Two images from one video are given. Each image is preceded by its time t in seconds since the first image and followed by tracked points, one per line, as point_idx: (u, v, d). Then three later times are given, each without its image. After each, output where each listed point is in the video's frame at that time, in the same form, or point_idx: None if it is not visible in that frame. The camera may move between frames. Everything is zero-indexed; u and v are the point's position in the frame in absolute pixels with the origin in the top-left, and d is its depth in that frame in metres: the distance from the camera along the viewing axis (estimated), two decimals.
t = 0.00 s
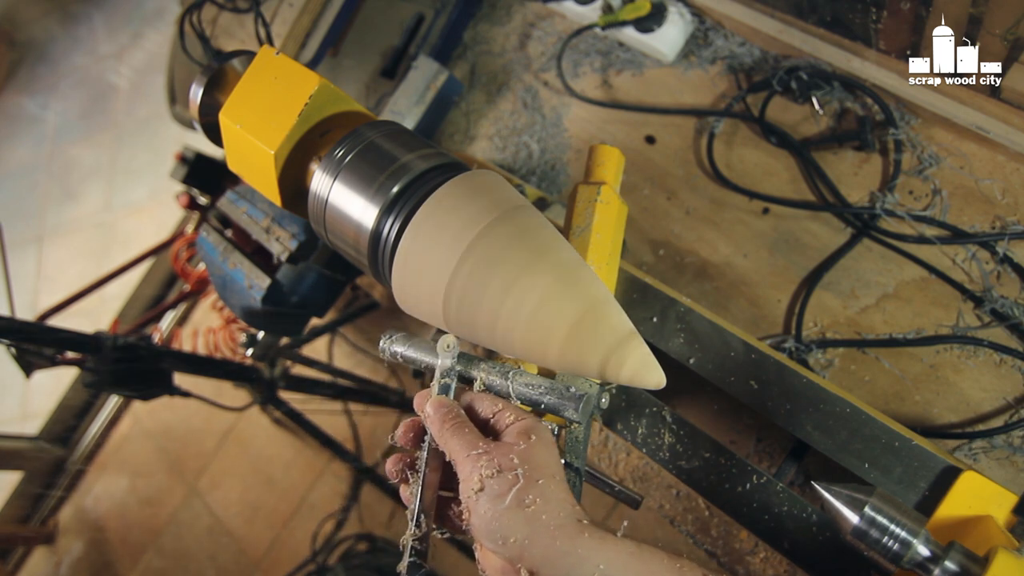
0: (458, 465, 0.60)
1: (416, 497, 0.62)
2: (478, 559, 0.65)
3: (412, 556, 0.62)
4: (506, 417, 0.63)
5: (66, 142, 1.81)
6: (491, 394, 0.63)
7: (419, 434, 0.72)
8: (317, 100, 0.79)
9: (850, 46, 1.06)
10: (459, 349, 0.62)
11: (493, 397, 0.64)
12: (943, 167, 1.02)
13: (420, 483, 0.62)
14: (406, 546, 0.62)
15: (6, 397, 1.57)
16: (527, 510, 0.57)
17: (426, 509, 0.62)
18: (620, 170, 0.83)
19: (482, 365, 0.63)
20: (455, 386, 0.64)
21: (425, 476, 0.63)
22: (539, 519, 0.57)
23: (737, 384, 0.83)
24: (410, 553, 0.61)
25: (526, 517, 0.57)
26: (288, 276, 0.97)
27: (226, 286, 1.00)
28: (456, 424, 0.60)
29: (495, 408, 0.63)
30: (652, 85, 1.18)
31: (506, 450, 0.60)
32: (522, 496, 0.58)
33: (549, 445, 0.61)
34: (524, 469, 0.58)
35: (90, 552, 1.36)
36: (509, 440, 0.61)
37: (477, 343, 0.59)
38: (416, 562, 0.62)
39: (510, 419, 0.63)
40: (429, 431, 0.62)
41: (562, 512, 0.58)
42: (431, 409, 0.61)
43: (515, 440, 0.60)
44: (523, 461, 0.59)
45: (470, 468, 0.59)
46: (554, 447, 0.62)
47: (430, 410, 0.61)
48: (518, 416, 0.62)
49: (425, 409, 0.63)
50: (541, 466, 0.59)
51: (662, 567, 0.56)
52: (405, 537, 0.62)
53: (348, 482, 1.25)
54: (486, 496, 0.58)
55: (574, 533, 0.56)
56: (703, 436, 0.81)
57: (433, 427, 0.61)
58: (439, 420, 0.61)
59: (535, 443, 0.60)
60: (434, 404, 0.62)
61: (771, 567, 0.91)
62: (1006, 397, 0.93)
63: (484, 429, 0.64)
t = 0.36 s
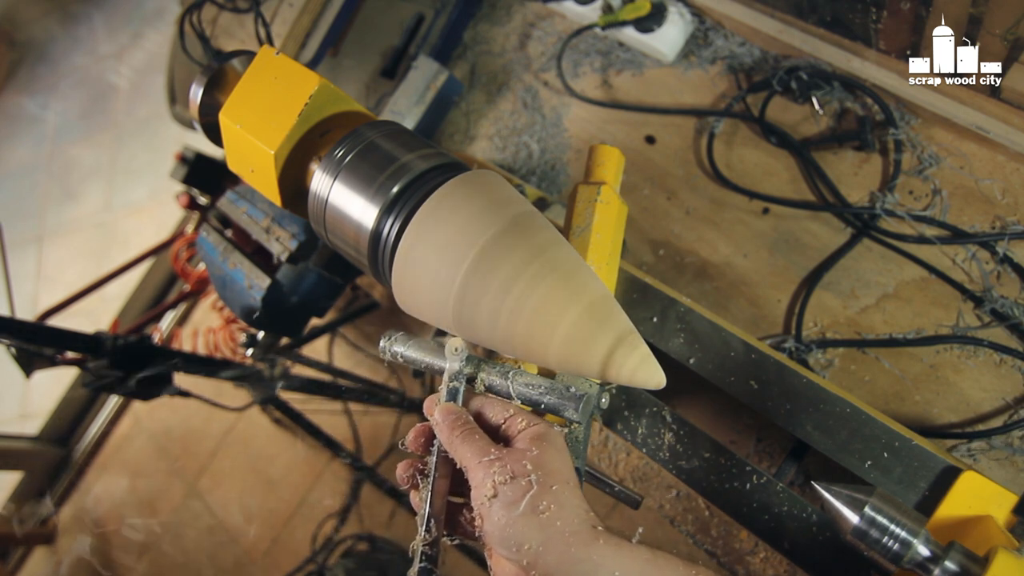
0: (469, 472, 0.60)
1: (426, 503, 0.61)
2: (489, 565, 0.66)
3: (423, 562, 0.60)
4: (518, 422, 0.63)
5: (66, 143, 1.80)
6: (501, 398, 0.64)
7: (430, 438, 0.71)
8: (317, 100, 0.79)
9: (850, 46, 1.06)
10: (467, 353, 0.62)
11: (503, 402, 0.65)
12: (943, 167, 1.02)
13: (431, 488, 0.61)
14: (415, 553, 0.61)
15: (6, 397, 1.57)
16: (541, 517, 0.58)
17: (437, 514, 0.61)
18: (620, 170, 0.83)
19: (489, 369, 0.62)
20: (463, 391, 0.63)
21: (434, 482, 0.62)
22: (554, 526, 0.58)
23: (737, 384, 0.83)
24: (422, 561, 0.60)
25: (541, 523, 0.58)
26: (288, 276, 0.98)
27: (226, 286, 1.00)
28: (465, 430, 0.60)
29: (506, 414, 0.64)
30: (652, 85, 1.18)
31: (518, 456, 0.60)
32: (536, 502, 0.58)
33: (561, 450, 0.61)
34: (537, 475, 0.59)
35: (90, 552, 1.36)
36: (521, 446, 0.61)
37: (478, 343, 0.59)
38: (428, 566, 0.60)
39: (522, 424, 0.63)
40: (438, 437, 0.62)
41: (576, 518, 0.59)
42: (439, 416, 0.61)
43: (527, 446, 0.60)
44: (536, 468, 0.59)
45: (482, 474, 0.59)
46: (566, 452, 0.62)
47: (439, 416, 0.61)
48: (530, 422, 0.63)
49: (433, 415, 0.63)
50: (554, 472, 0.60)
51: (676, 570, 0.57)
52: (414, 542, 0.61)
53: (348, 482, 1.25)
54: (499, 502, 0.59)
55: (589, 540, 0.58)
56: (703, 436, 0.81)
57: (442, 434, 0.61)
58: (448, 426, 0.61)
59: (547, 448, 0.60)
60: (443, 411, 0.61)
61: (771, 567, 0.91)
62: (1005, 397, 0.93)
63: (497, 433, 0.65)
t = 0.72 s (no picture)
0: (483, 482, 0.60)
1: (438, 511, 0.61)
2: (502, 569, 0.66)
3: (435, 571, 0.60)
4: (532, 429, 0.63)
5: (66, 143, 1.81)
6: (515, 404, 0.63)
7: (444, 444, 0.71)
8: (317, 100, 0.79)
9: (850, 46, 1.06)
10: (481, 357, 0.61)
11: (517, 409, 0.64)
12: (943, 167, 1.02)
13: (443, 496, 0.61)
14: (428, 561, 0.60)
15: (6, 397, 1.57)
16: (558, 527, 0.58)
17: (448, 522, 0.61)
18: (620, 170, 0.83)
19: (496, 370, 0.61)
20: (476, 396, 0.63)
21: (447, 490, 0.62)
22: (570, 536, 0.58)
23: (737, 384, 0.83)
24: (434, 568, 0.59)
25: (557, 534, 0.58)
26: (289, 276, 0.98)
27: (226, 286, 1.00)
28: (479, 441, 0.60)
29: (520, 420, 0.64)
30: (652, 85, 1.18)
31: (533, 466, 0.60)
32: (552, 512, 0.59)
33: (576, 458, 0.61)
34: (553, 484, 0.59)
35: (90, 552, 1.36)
36: (535, 455, 0.61)
37: (478, 343, 0.59)
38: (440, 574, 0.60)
39: (537, 432, 0.63)
40: (450, 448, 0.61)
41: (593, 529, 0.59)
42: (451, 427, 0.61)
43: (542, 455, 0.60)
44: (552, 477, 0.59)
45: (496, 484, 0.59)
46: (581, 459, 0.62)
47: (451, 427, 0.61)
48: (545, 429, 0.62)
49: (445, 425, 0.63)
50: (570, 481, 0.59)
51: None
52: (427, 550, 0.60)
53: (348, 482, 1.25)
54: (514, 513, 0.59)
55: (606, 551, 0.58)
56: (703, 436, 0.81)
57: (455, 444, 0.61)
58: (461, 437, 0.60)
59: (562, 457, 0.60)
60: (455, 421, 0.61)
61: (771, 567, 0.91)
62: (1006, 397, 0.93)
63: (510, 440, 0.65)
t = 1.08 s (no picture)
0: (508, 496, 0.60)
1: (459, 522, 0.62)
2: None
3: None
4: (555, 439, 0.63)
5: (66, 143, 1.81)
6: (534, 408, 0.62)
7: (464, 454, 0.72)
8: (317, 100, 0.79)
9: (850, 46, 1.06)
10: (501, 364, 0.61)
11: (539, 417, 0.64)
12: (943, 167, 1.02)
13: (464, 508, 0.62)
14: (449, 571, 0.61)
15: (6, 397, 1.57)
16: (585, 541, 0.58)
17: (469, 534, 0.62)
18: (620, 170, 0.83)
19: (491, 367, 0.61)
20: (497, 407, 0.62)
21: (468, 501, 0.63)
22: (598, 549, 0.57)
23: (737, 384, 0.83)
24: None
25: (585, 547, 0.57)
26: (288, 276, 0.98)
27: (226, 287, 1.00)
28: (502, 455, 0.61)
29: (543, 430, 0.63)
30: (652, 85, 1.18)
31: (557, 478, 0.60)
32: (580, 525, 0.58)
33: (601, 468, 0.61)
34: (578, 496, 0.59)
35: (91, 552, 1.36)
36: (560, 466, 0.61)
37: (478, 343, 0.59)
38: None
39: (560, 441, 0.62)
40: (472, 462, 0.62)
41: (622, 542, 0.58)
42: (472, 441, 0.62)
43: (567, 467, 0.60)
44: (577, 489, 0.59)
45: (521, 497, 0.60)
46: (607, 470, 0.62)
47: (472, 442, 0.62)
48: (568, 439, 0.62)
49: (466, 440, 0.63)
50: (596, 493, 0.59)
51: None
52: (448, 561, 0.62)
53: (349, 482, 1.25)
54: (540, 526, 0.59)
55: (636, 565, 0.57)
56: (704, 436, 0.81)
57: (477, 459, 0.61)
58: (482, 452, 0.61)
59: (587, 468, 0.60)
60: (475, 436, 0.62)
61: (771, 567, 0.91)
62: (1006, 397, 0.93)
63: (533, 450, 0.65)
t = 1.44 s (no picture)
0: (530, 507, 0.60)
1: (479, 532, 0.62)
2: None
3: None
4: (579, 450, 0.63)
5: (66, 143, 1.81)
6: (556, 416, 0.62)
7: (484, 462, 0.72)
8: (317, 100, 0.79)
9: (850, 46, 1.06)
10: (524, 373, 0.60)
11: (563, 428, 0.64)
12: (943, 167, 1.02)
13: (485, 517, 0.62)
14: None
15: (6, 397, 1.57)
16: (612, 556, 0.58)
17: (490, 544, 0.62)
18: (620, 170, 0.83)
19: (483, 365, 0.62)
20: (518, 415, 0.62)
21: (488, 510, 0.63)
22: (624, 565, 0.58)
23: (737, 384, 0.83)
24: None
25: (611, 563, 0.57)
26: (288, 276, 0.98)
27: (226, 286, 1.00)
28: (524, 464, 0.60)
29: (566, 440, 0.63)
30: (652, 85, 1.18)
31: (583, 490, 0.60)
32: (606, 541, 0.58)
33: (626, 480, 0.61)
34: (604, 510, 0.59)
35: (90, 552, 1.36)
36: (584, 478, 0.61)
37: (477, 343, 0.59)
38: None
39: (583, 452, 0.62)
40: (492, 472, 0.61)
41: (648, 558, 0.59)
42: (492, 450, 0.61)
43: (592, 477, 0.60)
44: (603, 503, 0.59)
45: (544, 510, 0.59)
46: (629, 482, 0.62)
47: (492, 451, 0.61)
48: (591, 450, 0.62)
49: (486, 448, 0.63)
50: (622, 507, 0.60)
51: None
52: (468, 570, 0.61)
53: (349, 482, 1.25)
54: (565, 540, 0.58)
55: None
56: (704, 436, 0.81)
57: (498, 469, 0.61)
58: (503, 461, 0.60)
59: (612, 481, 0.60)
60: (495, 445, 0.61)
61: (771, 567, 0.91)
62: (1006, 397, 0.93)
63: (555, 459, 0.65)
